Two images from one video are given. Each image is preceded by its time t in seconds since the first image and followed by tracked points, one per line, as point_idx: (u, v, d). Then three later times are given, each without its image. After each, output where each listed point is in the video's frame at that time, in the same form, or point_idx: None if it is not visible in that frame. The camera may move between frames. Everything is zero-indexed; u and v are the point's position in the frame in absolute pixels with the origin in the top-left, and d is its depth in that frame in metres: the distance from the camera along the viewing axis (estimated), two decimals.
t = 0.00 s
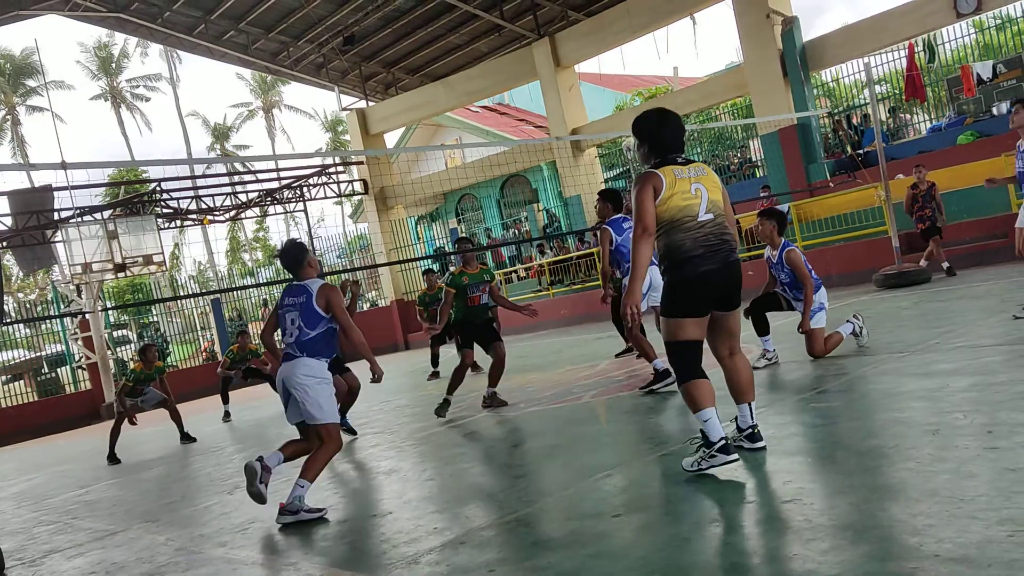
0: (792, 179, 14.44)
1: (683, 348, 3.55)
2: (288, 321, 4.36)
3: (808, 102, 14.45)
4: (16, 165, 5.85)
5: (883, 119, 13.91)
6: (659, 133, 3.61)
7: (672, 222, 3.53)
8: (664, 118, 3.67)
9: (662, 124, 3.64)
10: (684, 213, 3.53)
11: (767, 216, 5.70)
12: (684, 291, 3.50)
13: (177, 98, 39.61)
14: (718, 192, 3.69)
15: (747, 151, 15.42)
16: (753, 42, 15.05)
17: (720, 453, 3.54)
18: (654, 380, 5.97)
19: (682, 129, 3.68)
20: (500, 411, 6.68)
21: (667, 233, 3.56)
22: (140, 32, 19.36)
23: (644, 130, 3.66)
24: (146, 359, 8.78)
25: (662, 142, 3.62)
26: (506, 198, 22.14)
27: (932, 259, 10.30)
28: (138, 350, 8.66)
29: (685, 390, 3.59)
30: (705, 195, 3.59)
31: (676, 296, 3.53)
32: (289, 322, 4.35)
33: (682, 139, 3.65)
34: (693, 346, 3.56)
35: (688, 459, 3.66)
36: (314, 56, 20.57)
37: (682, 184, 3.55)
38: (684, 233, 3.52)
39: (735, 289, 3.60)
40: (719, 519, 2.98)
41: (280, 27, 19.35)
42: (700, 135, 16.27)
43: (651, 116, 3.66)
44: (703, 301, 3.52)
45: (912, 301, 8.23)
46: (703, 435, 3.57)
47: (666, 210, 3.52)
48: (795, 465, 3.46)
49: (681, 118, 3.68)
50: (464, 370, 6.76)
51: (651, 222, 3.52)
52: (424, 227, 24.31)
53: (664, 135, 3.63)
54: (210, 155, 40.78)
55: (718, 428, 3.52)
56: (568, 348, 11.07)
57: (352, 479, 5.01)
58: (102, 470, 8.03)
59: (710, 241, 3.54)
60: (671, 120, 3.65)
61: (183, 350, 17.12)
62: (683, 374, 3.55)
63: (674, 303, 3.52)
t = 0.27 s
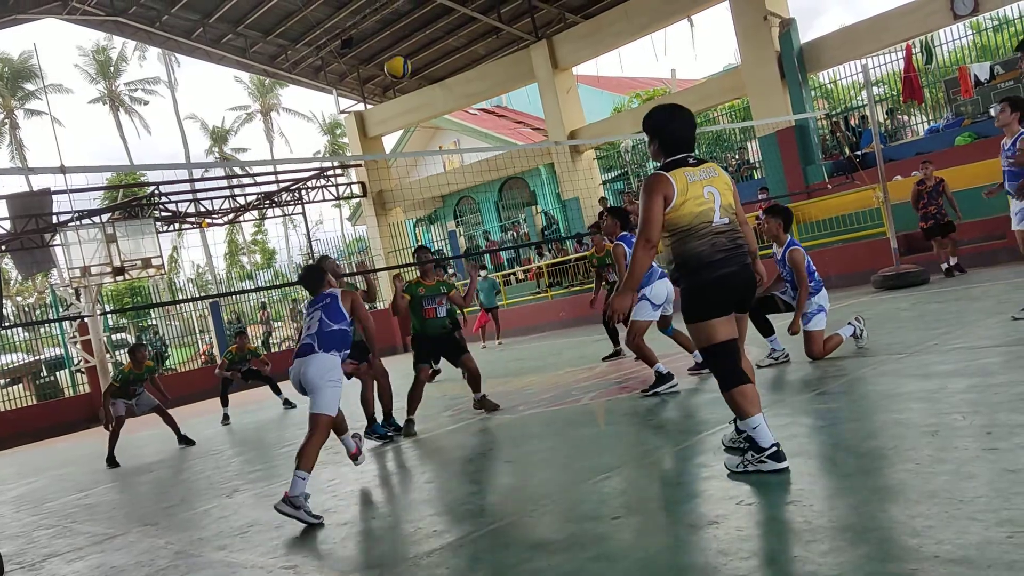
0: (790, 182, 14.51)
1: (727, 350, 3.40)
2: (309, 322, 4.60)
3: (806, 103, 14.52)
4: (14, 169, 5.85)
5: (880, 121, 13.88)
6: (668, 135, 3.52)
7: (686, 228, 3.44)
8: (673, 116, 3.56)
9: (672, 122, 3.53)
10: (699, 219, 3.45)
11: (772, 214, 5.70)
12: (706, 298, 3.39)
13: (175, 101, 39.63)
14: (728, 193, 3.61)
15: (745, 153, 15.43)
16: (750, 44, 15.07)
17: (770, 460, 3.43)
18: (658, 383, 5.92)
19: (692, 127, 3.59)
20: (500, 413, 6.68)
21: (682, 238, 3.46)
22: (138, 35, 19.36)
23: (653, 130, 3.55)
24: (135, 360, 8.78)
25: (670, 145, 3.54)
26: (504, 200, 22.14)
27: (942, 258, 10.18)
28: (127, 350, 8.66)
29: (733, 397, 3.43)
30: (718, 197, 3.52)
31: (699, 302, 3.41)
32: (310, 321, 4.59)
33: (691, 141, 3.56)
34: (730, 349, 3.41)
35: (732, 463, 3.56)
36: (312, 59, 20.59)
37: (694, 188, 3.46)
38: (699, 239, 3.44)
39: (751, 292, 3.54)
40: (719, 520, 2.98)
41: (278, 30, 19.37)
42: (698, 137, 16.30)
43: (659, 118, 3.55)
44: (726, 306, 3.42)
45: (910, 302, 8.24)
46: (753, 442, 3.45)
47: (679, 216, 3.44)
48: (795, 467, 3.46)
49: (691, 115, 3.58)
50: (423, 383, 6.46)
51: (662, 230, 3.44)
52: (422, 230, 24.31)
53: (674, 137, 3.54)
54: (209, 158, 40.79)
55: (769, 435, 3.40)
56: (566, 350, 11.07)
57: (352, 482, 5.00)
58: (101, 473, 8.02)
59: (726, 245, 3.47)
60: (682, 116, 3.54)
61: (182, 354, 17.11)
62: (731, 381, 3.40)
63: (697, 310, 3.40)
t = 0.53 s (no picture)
0: (788, 183, 14.61)
1: (726, 360, 3.40)
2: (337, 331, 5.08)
3: (803, 104, 14.56)
4: (12, 173, 5.85)
5: (878, 122, 13.91)
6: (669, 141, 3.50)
7: (697, 235, 3.37)
8: (670, 123, 3.51)
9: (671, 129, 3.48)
10: (711, 223, 3.38)
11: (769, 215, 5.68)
12: (723, 304, 3.34)
13: (173, 104, 39.64)
14: (735, 194, 3.56)
15: (743, 154, 15.43)
16: (747, 47, 15.10)
17: (768, 462, 3.43)
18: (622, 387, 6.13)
19: (691, 131, 3.54)
20: (499, 416, 6.68)
21: (693, 245, 3.39)
22: (136, 39, 19.35)
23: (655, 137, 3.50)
24: (128, 356, 8.72)
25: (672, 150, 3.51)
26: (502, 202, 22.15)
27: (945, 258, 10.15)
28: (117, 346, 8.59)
29: (727, 404, 3.44)
30: (727, 200, 3.45)
31: (711, 310, 3.36)
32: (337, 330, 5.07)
33: (692, 145, 3.52)
34: (728, 359, 3.41)
35: (728, 462, 3.57)
36: (310, 62, 20.60)
37: (703, 193, 3.40)
38: (712, 244, 3.37)
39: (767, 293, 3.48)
40: (718, 522, 2.98)
41: (276, 33, 19.39)
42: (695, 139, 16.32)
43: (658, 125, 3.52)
44: (740, 311, 3.37)
45: (908, 303, 8.26)
46: (750, 444, 3.46)
47: (690, 222, 3.37)
48: (793, 469, 3.46)
49: (690, 120, 3.53)
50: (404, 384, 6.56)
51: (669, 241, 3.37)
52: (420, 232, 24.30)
53: (675, 143, 3.51)
54: (207, 161, 40.77)
55: (766, 438, 3.41)
56: (564, 352, 11.07)
57: (350, 486, 4.99)
58: (99, 477, 8.01)
59: (740, 248, 3.41)
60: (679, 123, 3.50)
61: (180, 357, 17.08)
62: (724, 389, 3.40)
63: (710, 318, 3.35)
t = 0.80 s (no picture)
0: (785, 185, 14.55)
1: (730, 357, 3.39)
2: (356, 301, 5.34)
3: (801, 105, 14.55)
4: (9, 176, 5.85)
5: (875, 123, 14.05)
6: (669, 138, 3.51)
7: (699, 229, 3.39)
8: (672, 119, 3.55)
9: (673, 125, 3.52)
10: (713, 217, 3.40)
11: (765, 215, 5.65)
12: (727, 298, 3.33)
13: (170, 107, 39.64)
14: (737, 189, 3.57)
15: (740, 156, 15.46)
16: (745, 49, 15.12)
17: (766, 463, 3.43)
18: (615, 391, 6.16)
19: (692, 127, 3.57)
20: (497, 418, 6.68)
21: (697, 239, 3.40)
22: (133, 42, 19.33)
23: (658, 133, 3.53)
24: (138, 359, 8.76)
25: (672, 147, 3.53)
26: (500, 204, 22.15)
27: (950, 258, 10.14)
28: (130, 349, 8.63)
29: (731, 403, 3.44)
30: (729, 194, 3.46)
31: (716, 304, 3.35)
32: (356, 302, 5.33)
33: (693, 142, 3.54)
34: (731, 355, 3.40)
35: (728, 464, 3.59)
36: (307, 65, 20.60)
37: (705, 187, 3.42)
38: (715, 238, 3.37)
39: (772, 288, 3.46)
40: (716, 524, 2.98)
41: (273, 36, 19.38)
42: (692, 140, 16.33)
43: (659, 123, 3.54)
44: (744, 306, 3.36)
45: (905, 304, 8.27)
46: (748, 445, 3.46)
47: (693, 216, 3.38)
48: (791, 471, 3.46)
49: (691, 116, 3.57)
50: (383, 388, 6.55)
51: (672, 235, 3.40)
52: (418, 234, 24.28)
53: (676, 139, 3.52)
54: (204, 164, 40.75)
55: (765, 440, 3.41)
56: (563, 354, 11.07)
57: (348, 489, 4.98)
58: (97, 481, 8.00)
59: (744, 242, 3.41)
60: (681, 118, 3.53)
61: (178, 360, 17.05)
62: (728, 388, 3.40)
63: (714, 312, 3.35)
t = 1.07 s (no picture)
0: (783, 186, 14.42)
1: (725, 360, 3.38)
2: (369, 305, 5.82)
3: (798, 106, 14.56)
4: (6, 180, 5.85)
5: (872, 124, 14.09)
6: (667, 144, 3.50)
7: (698, 234, 3.37)
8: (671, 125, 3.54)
9: (673, 131, 3.51)
10: (712, 222, 3.37)
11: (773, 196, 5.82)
12: (726, 304, 3.31)
13: (168, 110, 39.63)
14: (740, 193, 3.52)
15: (738, 157, 15.46)
16: (742, 50, 15.13)
17: (746, 469, 3.41)
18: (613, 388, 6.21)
19: (692, 133, 3.56)
20: (495, 419, 6.68)
21: (696, 246, 3.39)
22: (129, 44, 19.31)
23: (657, 141, 3.54)
24: (137, 360, 8.74)
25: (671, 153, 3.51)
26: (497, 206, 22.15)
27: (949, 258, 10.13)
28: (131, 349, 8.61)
29: (715, 402, 3.43)
30: (730, 198, 3.42)
31: (715, 311, 3.33)
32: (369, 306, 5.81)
33: (693, 147, 3.52)
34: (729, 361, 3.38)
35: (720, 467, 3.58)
36: (304, 67, 20.59)
37: (704, 192, 3.39)
38: (713, 243, 3.35)
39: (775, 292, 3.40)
40: (715, 525, 2.98)
41: (270, 39, 19.38)
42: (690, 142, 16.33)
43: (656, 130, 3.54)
44: (745, 311, 3.32)
45: (902, 305, 8.28)
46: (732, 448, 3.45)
47: (692, 222, 3.37)
48: (790, 472, 3.46)
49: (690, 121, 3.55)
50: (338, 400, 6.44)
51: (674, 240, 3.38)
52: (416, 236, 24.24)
53: (674, 145, 3.51)
54: (202, 166, 40.73)
55: (746, 443, 3.38)
56: (560, 356, 11.09)
57: (347, 490, 4.99)
58: (95, 484, 7.99)
59: (744, 247, 3.36)
60: (680, 123, 3.52)
61: (176, 363, 17.04)
62: (714, 385, 3.41)
63: (712, 317, 3.33)
